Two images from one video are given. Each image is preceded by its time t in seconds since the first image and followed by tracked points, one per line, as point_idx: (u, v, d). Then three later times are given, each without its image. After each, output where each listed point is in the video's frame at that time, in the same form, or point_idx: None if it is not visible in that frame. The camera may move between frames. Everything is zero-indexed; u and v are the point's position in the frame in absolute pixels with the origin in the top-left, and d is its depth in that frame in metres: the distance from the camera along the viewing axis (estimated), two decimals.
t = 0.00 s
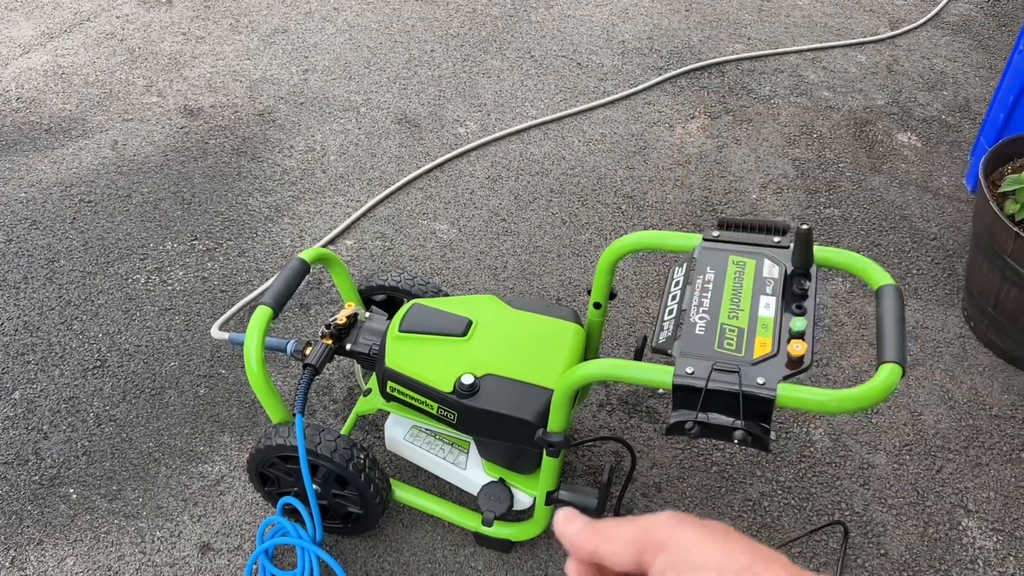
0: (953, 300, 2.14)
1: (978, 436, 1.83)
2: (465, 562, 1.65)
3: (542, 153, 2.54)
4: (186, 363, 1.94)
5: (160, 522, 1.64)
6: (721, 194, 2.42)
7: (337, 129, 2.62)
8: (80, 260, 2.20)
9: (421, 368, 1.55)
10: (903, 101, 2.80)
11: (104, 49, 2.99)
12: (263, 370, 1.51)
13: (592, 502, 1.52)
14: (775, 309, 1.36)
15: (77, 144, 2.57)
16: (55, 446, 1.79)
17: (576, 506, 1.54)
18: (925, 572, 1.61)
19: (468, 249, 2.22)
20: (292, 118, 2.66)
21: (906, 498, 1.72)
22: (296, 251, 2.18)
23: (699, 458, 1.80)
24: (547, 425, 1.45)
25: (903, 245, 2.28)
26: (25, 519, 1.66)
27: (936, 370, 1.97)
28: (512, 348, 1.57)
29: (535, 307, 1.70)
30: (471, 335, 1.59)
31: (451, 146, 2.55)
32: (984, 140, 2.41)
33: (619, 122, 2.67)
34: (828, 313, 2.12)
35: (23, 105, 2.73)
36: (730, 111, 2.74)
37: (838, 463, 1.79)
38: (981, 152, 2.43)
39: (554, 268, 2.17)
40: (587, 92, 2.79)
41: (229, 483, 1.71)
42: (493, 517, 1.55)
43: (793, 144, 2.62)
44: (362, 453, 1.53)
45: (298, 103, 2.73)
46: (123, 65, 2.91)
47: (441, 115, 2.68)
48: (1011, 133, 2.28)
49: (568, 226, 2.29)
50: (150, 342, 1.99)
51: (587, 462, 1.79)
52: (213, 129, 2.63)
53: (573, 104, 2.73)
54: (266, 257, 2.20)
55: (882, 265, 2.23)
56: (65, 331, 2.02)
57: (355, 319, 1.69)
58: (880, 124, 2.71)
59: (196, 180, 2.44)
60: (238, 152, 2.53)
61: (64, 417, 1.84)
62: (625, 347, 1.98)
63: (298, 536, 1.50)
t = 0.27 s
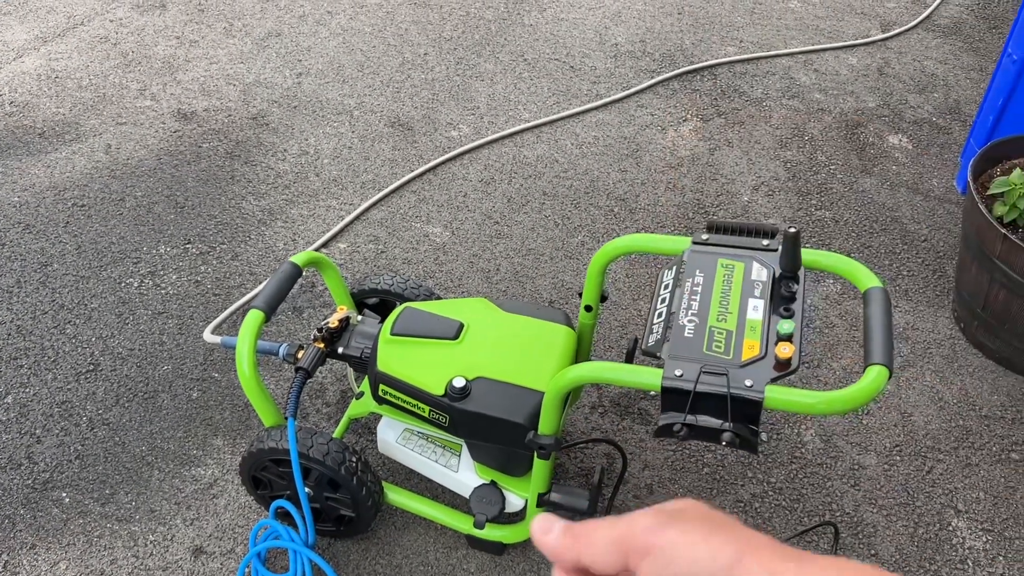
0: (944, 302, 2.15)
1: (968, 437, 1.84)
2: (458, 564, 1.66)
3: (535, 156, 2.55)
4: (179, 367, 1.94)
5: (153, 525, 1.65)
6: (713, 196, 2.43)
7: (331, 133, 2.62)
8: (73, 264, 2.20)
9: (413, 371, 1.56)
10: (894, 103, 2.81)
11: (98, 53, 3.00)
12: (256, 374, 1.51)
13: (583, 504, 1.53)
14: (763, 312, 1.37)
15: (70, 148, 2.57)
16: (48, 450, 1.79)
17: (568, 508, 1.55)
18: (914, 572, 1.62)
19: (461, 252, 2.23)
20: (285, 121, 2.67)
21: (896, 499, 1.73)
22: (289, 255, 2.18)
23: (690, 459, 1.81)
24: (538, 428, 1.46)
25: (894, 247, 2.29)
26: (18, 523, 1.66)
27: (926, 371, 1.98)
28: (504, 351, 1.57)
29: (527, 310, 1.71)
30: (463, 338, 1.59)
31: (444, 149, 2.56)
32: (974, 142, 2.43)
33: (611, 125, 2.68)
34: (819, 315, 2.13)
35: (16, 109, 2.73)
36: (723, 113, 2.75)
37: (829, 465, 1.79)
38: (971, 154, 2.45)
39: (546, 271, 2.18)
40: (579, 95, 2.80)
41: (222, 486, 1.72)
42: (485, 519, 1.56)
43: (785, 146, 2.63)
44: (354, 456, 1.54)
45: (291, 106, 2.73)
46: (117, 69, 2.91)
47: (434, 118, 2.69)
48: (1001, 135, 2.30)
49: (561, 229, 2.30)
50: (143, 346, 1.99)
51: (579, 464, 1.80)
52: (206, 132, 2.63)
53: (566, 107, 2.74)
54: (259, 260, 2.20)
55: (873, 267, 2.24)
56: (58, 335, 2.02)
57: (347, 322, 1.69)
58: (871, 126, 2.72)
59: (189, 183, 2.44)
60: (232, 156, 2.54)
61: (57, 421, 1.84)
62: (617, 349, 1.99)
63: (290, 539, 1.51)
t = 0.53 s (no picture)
0: (935, 304, 2.16)
1: (959, 440, 1.85)
2: (449, 568, 1.66)
3: (527, 160, 2.55)
4: (171, 372, 1.94)
5: (144, 531, 1.65)
6: (705, 200, 2.44)
7: (324, 137, 2.63)
8: (65, 269, 2.20)
9: (404, 376, 1.56)
10: (886, 106, 2.82)
11: (91, 57, 3.00)
12: (247, 379, 1.51)
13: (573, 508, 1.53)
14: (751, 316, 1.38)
15: (63, 153, 2.57)
16: (39, 455, 1.79)
17: (558, 512, 1.55)
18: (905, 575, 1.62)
19: (454, 256, 2.23)
20: (278, 125, 2.67)
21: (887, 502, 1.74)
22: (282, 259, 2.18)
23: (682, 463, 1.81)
24: (528, 432, 1.46)
25: (885, 250, 2.30)
26: (9, 529, 1.66)
27: (917, 374, 1.99)
28: (494, 356, 1.58)
29: (518, 314, 1.71)
30: (453, 343, 1.60)
31: (437, 153, 2.57)
32: (965, 145, 2.44)
33: (604, 129, 2.68)
34: (811, 318, 2.14)
35: (8, 114, 2.73)
36: (715, 117, 2.76)
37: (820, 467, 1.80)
38: (962, 157, 2.46)
39: (538, 275, 2.18)
40: (572, 99, 2.81)
41: (213, 492, 1.72)
42: (476, 523, 1.56)
43: (777, 150, 2.64)
44: (345, 461, 1.54)
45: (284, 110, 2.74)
46: (109, 73, 2.91)
47: (427, 122, 2.70)
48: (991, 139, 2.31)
49: (553, 233, 2.31)
50: (135, 351, 1.99)
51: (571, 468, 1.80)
52: (199, 137, 2.63)
53: (559, 111, 2.75)
54: (252, 265, 2.21)
55: (865, 270, 2.25)
56: (50, 341, 2.02)
57: (338, 327, 1.70)
58: (863, 129, 2.73)
59: (181, 188, 2.44)
60: (225, 160, 2.54)
61: (48, 427, 1.84)
62: (609, 352, 1.99)
63: (281, 544, 1.51)
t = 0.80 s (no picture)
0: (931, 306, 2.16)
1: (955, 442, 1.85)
2: (446, 572, 1.65)
3: (524, 162, 2.55)
4: (167, 376, 1.94)
5: (139, 535, 1.64)
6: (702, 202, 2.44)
7: (320, 139, 2.63)
8: (61, 272, 2.19)
9: (400, 380, 1.56)
10: (882, 108, 2.83)
11: (86, 60, 2.99)
12: (242, 383, 1.51)
13: (570, 512, 1.53)
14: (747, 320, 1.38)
15: (59, 156, 2.57)
16: (34, 459, 1.78)
17: (555, 516, 1.55)
18: None
19: (450, 258, 2.23)
20: (274, 128, 2.67)
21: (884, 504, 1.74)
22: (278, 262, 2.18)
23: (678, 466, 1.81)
24: (524, 436, 1.46)
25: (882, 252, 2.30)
26: (4, 534, 1.66)
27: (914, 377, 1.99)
28: (491, 359, 1.57)
29: (514, 317, 1.71)
30: (449, 347, 1.59)
31: (433, 156, 2.56)
32: (961, 148, 2.44)
33: (601, 131, 2.68)
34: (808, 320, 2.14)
35: (4, 117, 2.73)
36: (712, 119, 2.76)
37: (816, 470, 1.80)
38: (959, 159, 2.46)
39: (535, 278, 2.18)
40: (569, 101, 2.81)
41: (209, 496, 1.71)
42: (472, 527, 1.55)
43: (773, 152, 2.64)
44: (341, 465, 1.54)
45: (280, 113, 2.73)
46: (105, 76, 2.91)
47: (424, 124, 2.69)
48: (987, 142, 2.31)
49: (550, 235, 2.30)
50: (131, 354, 1.98)
51: (567, 471, 1.80)
52: (195, 139, 2.63)
53: (556, 114, 2.75)
54: (248, 268, 2.20)
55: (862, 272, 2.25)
56: (45, 344, 2.01)
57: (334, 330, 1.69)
58: (860, 131, 2.73)
59: (177, 191, 2.44)
60: (221, 163, 2.53)
61: (43, 431, 1.83)
62: (606, 355, 1.99)
63: (277, 548, 1.50)
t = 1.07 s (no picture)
0: (933, 308, 2.15)
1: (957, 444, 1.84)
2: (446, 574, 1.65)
3: (524, 164, 2.55)
4: (167, 377, 1.93)
5: (138, 537, 1.63)
6: (703, 204, 2.44)
7: (320, 140, 2.62)
8: (60, 273, 2.18)
9: (400, 381, 1.55)
10: (883, 110, 2.82)
11: (85, 61, 2.99)
12: (242, 384, 1.50)
13: (571, 514, 1.52)
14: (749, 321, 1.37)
15: (58, 157, 2.56)
16: (33, 461, 1.77)
17: (556, 518, 1.54)
18: None
19: (450, 260, 2.22)
20: (274, 129, 2.66)
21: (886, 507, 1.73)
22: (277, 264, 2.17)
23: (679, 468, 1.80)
24: (525, 438, 1.45)
25: (883, 254, 2.30)
26: (2, 536, 1.65)
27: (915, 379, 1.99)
28: (492, 361, 1.57)
29: (514, 318, 1.70)
30: (450, 348, 1.59)
31: (433, 157, 2.56)
32: (962, 149, 2.44)
33: (601, 133, 2.68)
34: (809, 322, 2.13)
35: (3, 117, 2.72)
36: (712, 120, 2.76)
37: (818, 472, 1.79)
38: (960, 161, 2.46)
39: (535, 279, 2.17)
40: (569, 102, 2.80)
41: (208, 497, 1.70)
42: (473, 529, 1.55)
43: (774, 153, 2.64)
44: (341, 467, 1.53)
45: (280, 114, 2.73)
46: (104, 76, 2.90)
47: (423, 125, 2.69)
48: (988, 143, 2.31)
49: (550, 237, 2.30)
50: (130, 355, 1.98)
51: (568, 473, 1.79)
52: (195, 140, 2.62)
53: (556, 115, 2.75)
54: (248, 269, 2.19)
55: (863, 274, 2.24)
56: (44, 345, 2.01)
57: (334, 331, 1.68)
58: (860, 133, 2.73)
59: (177, 192, 2.43)
60: (220, 164, 2.53)
61: (42, 432, 1.83)
62: (607, 356, 1.98)
63: (276, 550, 1.50)
